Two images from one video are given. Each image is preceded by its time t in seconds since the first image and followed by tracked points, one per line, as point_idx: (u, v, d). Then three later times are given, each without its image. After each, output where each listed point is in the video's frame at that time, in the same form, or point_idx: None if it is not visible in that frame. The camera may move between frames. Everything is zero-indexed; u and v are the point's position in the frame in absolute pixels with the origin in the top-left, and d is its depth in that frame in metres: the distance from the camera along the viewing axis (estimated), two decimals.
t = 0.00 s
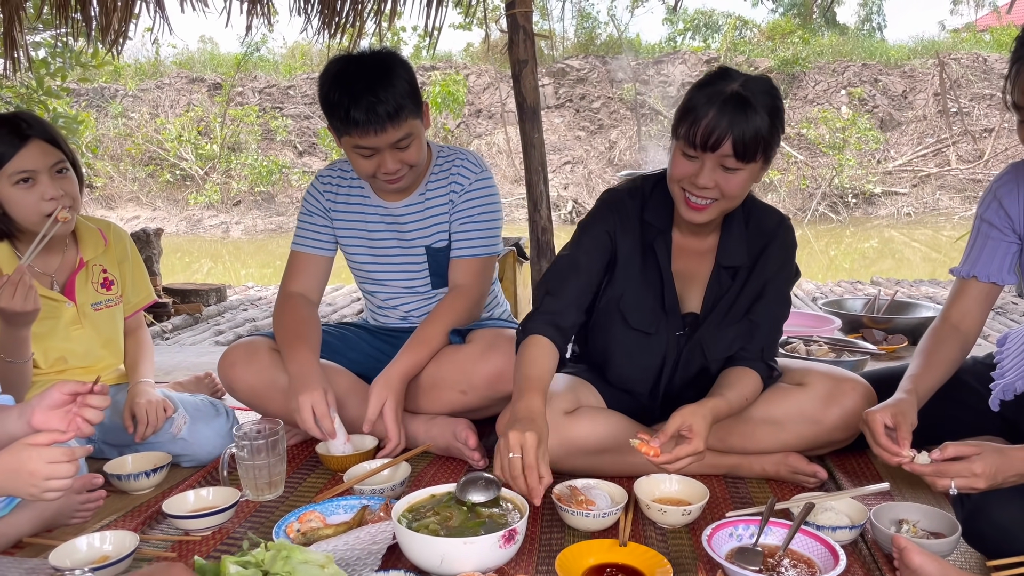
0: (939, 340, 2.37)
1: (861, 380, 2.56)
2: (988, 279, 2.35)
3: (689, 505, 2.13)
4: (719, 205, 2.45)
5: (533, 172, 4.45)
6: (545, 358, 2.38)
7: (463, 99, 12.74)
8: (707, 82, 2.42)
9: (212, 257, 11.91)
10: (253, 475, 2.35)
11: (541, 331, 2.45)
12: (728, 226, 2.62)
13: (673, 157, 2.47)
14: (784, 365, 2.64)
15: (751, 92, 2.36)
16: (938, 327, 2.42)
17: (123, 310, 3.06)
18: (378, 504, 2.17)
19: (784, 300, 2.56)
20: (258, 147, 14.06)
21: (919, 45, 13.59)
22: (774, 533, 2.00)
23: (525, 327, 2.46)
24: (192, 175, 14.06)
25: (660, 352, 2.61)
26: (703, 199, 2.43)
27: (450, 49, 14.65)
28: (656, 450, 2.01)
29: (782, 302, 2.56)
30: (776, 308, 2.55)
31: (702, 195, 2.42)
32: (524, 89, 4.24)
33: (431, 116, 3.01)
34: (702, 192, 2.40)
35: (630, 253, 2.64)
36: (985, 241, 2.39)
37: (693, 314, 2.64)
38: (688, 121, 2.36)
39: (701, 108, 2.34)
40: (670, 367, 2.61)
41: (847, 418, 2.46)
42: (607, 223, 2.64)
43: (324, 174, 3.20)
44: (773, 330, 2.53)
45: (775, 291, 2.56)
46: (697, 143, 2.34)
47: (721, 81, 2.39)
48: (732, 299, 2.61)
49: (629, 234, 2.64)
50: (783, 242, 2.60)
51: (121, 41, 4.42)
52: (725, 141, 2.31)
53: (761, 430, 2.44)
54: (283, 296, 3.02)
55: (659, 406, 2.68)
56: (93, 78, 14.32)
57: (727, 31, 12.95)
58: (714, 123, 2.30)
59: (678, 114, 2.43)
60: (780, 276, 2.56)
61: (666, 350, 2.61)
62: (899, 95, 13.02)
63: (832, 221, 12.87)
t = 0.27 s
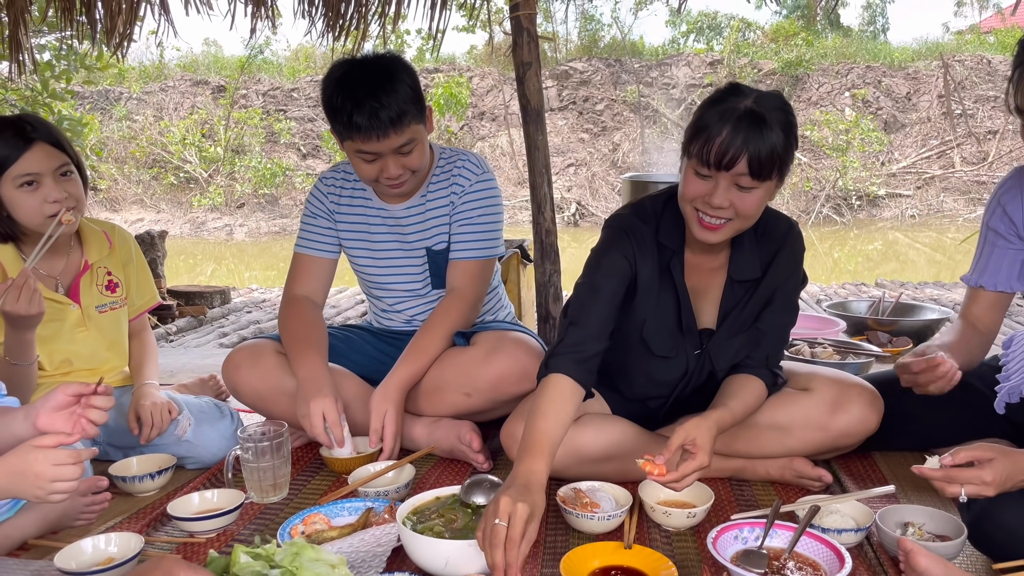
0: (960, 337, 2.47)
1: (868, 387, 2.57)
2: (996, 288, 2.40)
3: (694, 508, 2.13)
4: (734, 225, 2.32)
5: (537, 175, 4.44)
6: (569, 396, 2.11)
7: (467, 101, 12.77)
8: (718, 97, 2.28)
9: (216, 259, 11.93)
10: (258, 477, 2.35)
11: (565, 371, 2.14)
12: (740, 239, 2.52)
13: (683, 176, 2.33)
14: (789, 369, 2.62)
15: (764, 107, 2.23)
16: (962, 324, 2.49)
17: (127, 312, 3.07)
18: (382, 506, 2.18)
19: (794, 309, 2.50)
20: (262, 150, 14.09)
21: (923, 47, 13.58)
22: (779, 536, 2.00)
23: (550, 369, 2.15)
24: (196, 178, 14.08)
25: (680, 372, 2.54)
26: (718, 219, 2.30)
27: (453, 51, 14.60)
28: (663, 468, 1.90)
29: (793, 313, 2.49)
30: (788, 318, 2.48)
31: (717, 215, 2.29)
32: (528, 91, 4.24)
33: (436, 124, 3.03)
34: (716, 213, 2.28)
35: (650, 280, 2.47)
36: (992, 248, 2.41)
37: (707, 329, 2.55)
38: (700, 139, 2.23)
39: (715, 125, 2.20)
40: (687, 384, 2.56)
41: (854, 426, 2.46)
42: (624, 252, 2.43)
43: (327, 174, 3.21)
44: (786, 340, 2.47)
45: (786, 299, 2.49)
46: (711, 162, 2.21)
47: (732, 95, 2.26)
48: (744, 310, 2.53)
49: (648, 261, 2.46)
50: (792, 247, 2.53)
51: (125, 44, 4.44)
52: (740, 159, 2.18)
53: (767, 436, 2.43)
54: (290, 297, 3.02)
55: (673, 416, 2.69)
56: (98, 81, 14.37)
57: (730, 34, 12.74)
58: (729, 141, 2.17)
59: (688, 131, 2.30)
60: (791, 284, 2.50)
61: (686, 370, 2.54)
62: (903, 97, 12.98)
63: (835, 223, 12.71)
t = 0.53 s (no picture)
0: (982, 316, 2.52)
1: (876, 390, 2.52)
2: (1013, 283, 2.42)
3: (699, 510, 2.11)
4: (722, 227, 2.33)
5: (541, 176, 4.43)
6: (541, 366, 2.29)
7: (470, 102, 12.80)
8: (697, 102, 2.28)
9: (219, 261, 11.94)
10: (261, 479, 2.34)
11: (536, 340, 2.36)
12: (735, 236, 2.54)
13: (670, 183, 2.34)
14: (795, 372, 2.57)
15: (743, 110, 2.22)
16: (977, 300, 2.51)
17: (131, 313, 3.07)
18: (386, 508, 2.17)
19: (791, 303, 2.48)
20: (265, 151, 14.11)
21: (927, 48, 13.56)
22: (786, 539, 1.98)
23: (520, 339, 2.36)
24: (200, 179, 14.10)
25: (675, 367, 2.55)
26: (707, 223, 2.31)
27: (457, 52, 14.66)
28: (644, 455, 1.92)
29: (789, 307, 2.48)
30: (785, 314, 2.46)
31: (706, 220, 2.30)
32: (532, 92, 4.24)
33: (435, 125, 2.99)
34: (704, 219, 2.28)
35: (637, 271, 2.54)
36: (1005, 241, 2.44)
37: (703, 325, 2.56)
38: (682, 147, 2.23)
39: (694, 132, 2.20)
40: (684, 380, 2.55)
41: (860, 429, 2.43)
42: (607, 239, 2.54)
43: (329, 177, 3.20)
44: (782, 334, 2.45)
45: (781, 294, 2.49)
46: (693, 171, 2.21)
47: (711, 99, 2.25)
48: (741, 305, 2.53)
49: (634, 251, 2.54)
50: (790, 242, 2.53)
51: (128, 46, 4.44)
52: (721, 167, 2.18)
53: (773, 439, 2.41)
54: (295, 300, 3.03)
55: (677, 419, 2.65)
56: (102, 82, 14.43)
57: (734, 35, 12.98)
58: (709, 148, 2.17)
59: (670, 139, 2.30)
60: (786, 279, 2.49)
61: (681, 365, 2.55)
62: (907, 98, 12.97)
63: (839, 225, 12.66)
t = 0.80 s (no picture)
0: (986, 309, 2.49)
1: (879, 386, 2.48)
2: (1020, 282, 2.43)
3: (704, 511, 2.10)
4: (697, 203, 2.43)
5: (544, 176, 4.42)
6: (530, 332, 2.48)
7: (473, 103, 12.81)
8: (673, 83, 2.42)
9: (224, 261, 11.96)
10: (265, 479, 2.34)
11: (522, 313, 2.54)
12: (715, 219, 2.62)
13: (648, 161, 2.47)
14: (798, 370, 2.54)
15: (715, 89, 2.35)
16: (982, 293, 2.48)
17: (135, 314, 3.07)
18: (391, 509, 2.16)
19: (776, 284, 2.51)
20: (269, 152, 14.13)
21: (932, 48, 13.52)
22: (791, 540, 1.98)
23: (508, 312, 2.56)
24: (204, 180, 14.13)
25: (658, 346, 2.62)
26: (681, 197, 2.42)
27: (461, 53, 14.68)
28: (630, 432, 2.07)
29: (774, 289, 2.51)
30: (769, 295, 2.49)
31: (681, 194, 2.41)
32: (536, 92, 4.23)
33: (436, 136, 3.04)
34: (678, 193, 2.39)
35: (616, 250, 2.67)
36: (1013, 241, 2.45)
37: (687, 307, 2.63)
38: (657, 124, 2.36)
39: (668, 109, 2.34)
40: (668, 361, 2.61)
41: (865, 425, 2.39)
42: (588, 221, 2.69)
43: (330, 181, 3.19)
44: (767, 315, 2.48)
45: (766, 276, 2.52)
46: (667, 145, 2.34)
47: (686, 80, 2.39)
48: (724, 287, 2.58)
49: (613, 230, 2.68)
50: (770, 225, 2.58)
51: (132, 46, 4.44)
52: (693, 141, 2.30)
53: (778, 437, 2.39)
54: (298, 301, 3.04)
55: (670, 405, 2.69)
56: (106, 83, 14.47)
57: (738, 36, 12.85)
58: (681, 122, 2.30)
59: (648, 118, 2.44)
60: (769, 261, 2.53)
61: (664, 344, 2.61)
62: (912, 98, 12.94)
63: (844, 225, 12.69)
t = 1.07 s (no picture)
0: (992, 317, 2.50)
1: (884, 383, 2.46)
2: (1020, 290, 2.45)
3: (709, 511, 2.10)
4: (688, 187, 2.48)
5: (549, 175, 4.42)
6: (532, 330, 2.48)
7: (477, 103, 12.82)
8: (666, 69, 2.48)
9: (227, 261, 11.97)
10: (270, 478, 2.34)
11: (524, 309, 2.54)
12: (704, 207, 2.65)
13: (640, 147, 2.52)
14: (803, 368, 2.52)
15: (708, 75, 2.41)
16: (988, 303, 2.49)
17: (141, 313, 3.07)
18: (395, 508, 2.16)
19: (769, 268, 2.54)
20: (274, 151, 14.14)
21: (937, 48, 13.49)
22: (796, 540, 1.97)
23: (511, 309, 2.55)
24: (208, 179, 14.14)
25: (653, 334, 2.64)
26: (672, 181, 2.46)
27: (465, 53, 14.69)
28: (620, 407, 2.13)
29: (768, 274, 2.53)
30: (761, 280, 2.52)
31: (672, 178, 2.45)
32: (540, 92, 4.23)
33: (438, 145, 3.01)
34: (671, 176, 2.44)
35: (609, 241, 2.69)
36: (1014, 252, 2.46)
37: (681, 295, 2.66)
38: (651, 108, 2.42)
39: (662, 95, 2.40)
40: (665, 348, 2.63)
41: (869, 424, 2.37)
42: (581, 214, 2.71)
43: (330, 185, 3.18)
44: (762, 299, 2.51)
45: (759, 260, 2.55)
46: (662, 128, 2.39)
47: (680, 67, 2.45)
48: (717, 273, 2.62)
49: (605, 222, 2.70)
50: (758, 210, 2.61)
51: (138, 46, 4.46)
52: (687, 124, 2.36)
53: (782, 436, 2.39)
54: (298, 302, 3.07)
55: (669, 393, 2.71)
56: (111, 83, 14.52)
57: (743, 35, 12.96)
58: (676, 106, 2.36)
59: (641, 105, 2.50)
60: (760, 246, 2.56)
61: (659, 332, 2.63)
62: (917, 98, 12.92)
63: (849, 225, 12.63)
